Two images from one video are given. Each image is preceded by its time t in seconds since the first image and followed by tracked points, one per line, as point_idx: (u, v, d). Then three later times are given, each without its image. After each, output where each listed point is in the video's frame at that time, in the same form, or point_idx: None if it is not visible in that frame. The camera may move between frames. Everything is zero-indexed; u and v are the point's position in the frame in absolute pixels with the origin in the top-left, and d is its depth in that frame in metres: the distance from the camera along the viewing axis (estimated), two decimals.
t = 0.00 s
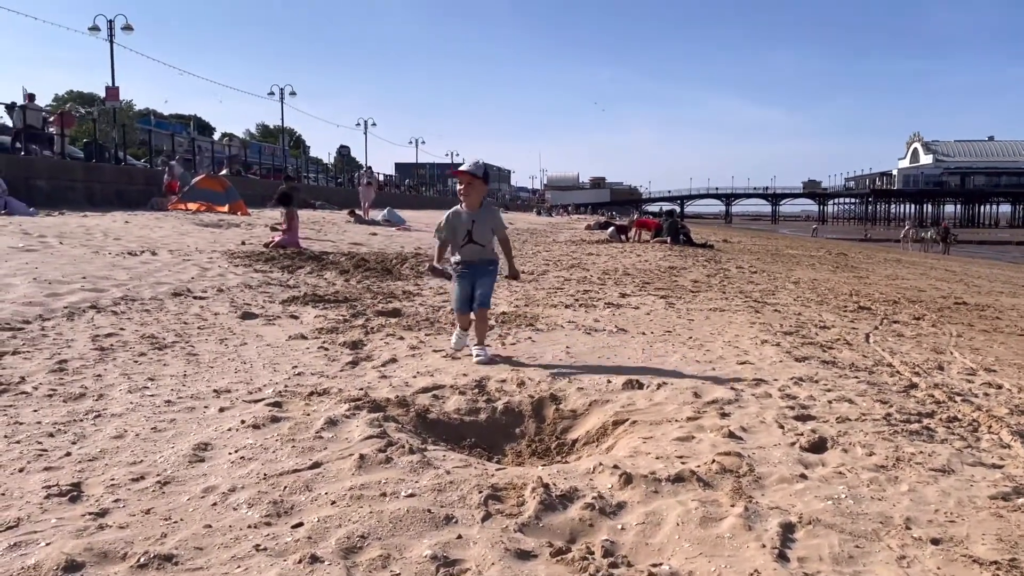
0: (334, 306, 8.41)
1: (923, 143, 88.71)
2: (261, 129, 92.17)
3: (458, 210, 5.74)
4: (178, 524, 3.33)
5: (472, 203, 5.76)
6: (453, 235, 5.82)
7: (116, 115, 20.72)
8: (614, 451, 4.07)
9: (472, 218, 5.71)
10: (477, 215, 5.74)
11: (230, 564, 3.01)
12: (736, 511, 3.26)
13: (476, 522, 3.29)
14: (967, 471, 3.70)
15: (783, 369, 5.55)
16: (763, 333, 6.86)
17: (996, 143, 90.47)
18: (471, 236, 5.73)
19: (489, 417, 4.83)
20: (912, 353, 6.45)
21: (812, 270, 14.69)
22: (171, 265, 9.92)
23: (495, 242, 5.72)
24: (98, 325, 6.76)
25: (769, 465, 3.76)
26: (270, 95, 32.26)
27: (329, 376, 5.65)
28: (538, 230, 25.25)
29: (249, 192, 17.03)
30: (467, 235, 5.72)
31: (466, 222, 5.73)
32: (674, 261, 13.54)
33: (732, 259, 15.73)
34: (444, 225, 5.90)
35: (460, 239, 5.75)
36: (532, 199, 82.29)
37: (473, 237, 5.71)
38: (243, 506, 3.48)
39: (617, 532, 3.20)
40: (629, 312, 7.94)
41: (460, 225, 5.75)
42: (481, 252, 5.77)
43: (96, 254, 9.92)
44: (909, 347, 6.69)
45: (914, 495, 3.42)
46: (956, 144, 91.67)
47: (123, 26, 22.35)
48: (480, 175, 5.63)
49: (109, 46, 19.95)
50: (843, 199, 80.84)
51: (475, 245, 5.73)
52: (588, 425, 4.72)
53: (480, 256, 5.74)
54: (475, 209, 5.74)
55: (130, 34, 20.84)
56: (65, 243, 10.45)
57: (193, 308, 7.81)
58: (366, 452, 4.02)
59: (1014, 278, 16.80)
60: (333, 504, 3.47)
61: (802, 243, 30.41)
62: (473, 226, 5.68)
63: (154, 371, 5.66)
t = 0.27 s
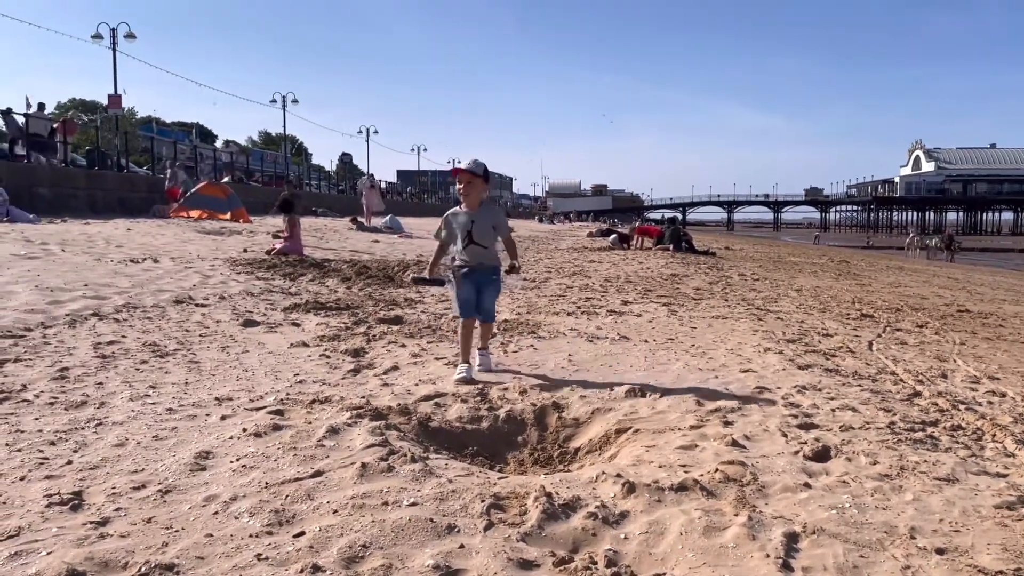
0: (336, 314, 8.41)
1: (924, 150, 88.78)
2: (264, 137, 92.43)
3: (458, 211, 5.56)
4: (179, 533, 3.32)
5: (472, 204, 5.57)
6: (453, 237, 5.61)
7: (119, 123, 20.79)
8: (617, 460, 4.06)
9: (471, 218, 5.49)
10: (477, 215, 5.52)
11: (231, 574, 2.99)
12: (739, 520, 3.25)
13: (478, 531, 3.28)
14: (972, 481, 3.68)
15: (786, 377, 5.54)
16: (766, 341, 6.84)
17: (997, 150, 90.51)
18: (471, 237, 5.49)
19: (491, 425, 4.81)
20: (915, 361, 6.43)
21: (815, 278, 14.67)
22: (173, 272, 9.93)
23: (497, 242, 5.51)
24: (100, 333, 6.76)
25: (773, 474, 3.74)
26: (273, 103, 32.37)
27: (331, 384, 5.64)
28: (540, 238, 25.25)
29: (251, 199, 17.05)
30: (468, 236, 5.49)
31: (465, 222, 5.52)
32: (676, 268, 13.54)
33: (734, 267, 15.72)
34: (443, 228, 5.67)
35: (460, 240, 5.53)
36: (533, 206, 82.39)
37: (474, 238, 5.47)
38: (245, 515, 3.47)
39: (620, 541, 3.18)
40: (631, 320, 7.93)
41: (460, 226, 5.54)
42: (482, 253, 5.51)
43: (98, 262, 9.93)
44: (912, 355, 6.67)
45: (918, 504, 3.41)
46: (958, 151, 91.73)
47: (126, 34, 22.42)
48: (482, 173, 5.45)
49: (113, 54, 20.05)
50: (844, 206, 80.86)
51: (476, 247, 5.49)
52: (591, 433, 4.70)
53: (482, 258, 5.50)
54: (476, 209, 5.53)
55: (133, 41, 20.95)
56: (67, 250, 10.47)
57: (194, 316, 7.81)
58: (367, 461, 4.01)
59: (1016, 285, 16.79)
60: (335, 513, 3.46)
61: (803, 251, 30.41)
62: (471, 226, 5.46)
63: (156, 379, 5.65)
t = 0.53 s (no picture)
0: (337, 319, 8.41)
1: (925, 155, 88.82)
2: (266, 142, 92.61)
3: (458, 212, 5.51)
4: (179, 538, 3.31)
5: (472, 205, 5.50)
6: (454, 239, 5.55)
7: (121, 128, 20.83)
8: (618, 465, 4.05)
9: (471, 219, 5.43)
10: (477, 217, 5.45)
11: None
12: (741, 525, 3.24)
13: (479, 536, 3.27)
14: (974, 486, 3.67)
15: (787, 382, 5.53)
16: (767, 346, 6.84)
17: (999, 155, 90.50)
18: (470, 238, 5.42)
19: (492, 430, 4.81)
20: (916, 366, 6.42)
21: (816, 283, 14.66)
22: (174, 277, 9.93)
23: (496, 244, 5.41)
24: (101, 338, 6.76)
25: (774, 478, 3.74)
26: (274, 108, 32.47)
27: (331, 389, 5.64)
28: (541, 243, 25.26)
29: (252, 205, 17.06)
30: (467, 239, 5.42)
31: (465, 224, 5.46)
32: (677, 273, 13.53)
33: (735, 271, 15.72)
34: (445, 232, 5.62)
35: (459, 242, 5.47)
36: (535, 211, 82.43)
37: (472, 240, 5.40)
38: (245, 521, 3.46)
39: (620, 546, 3.17)
40: (632, 324, 7.92)
41: (460, 228, 5.49)
42: (482, 256, 5.41)
43: (99, 267, 9.93)
44: (913, 360, 6.66)
45: (920, 510, 3.40)
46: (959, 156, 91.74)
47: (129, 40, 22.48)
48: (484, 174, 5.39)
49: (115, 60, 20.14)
50: (846, 210, 80.86)
51: (475, 249, 5.40)
52: (592, 438, 4.70)
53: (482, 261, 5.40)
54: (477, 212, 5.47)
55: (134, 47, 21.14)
56: (69, 255, 10.48)
57: (195, 321, 7.81)
58: (368, 466, 4.01)
59: (1018, 290, 16.76)
60: (335, 518, 3.45)
61: (805, 255, 30.40)
62: (471, 227, 5.39)
63: (157, 384, 5.65)
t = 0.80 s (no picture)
0: (336, 322, 8.42)
1: (926, 158, 88.84)
2: (266, 146, 92.72)
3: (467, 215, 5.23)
4: (176, 542, 3.31)
5: (482, 208, 5.23)
6: (462, 243, 5.26)
7: (121, 132, 20.87)
8: (616, 468, 4.05)
9: (482, 222, 5.16)
10: (488, 220, 5.20)
11: None
12: (738, 528, 3.23)
13: (476, 540, 3.26)
14: (972, 488, 3.67)
15: (786, 384, 5.52)
16: (766, 348, 6.84)
17: (999, 157, 90.50)
18: (482, 242, 5.16)
19: (491, 434, 4.80)
20: (916, 368, 6.42)
21: (816, 285, 14.66)
22: (174, 281, 9.94)
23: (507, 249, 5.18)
24: (100, 342, 6.77)
25: (772, 481, 3.73)
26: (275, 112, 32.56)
27: (330, 392, 5.63)
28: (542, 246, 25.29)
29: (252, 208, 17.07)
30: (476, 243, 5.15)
31: (476, 227, 5.18)
32: (677, 275, 13.54)
33: (736, 274, 15.73)
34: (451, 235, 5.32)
35: (469, 246, 5.18)
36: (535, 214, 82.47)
37: (483, 244, 5.14)
38: (242, 524, 3.46)
39: (618, 550, 3.17)
40: (631, 327, 7.92)
41: (470, 231, 5.20)
42: (492, 261, 5.17)
43: (99, 271, 9.94)
44: (913, 362, 6.65)
45: (918, 512, 3.39)
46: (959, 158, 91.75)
47: (129, 44, 22.51)
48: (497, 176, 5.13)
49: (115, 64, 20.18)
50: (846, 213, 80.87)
51: (486, 254, 5.14)
52: (591, 441, 4.69)
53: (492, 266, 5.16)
54: (487, 215, 5.21)
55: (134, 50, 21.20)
56: (69, 259, 10.49)
57: (195, 325, 7.81)
58: (366, 469, 4.00)
59: (1018, 292, 16.75)
60: (333, 522, 3.45)
61: (805, 258, 30.41)
62: (483, 231, 5.13)
63: (156, 388, 5.65)
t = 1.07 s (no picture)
0: (335, 323, 8.40)
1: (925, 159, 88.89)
2: (266, 148, 92.72)
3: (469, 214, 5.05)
4: (173, 544, 3.29)
5: (485, 206, 5.03)
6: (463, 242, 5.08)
7: (120, 134, 20.87)
8: (614, 469, 4.03)
9: (484, 221, 4.98)
10: (491, 219, 5.01)
11: None
12: (737, 529, 3.22)
13: (474, 541, 3.25)
14: (972, 488, 3.65)
15: (785, 385, 5.51)
16: (766, 349, 6.82)
17: (998, 158, 90.56)
18: (484, 242, 4.97)
19: (489, 435, 4.78)
20: (915, 369, 6.40)
21: (815, 286, 14.65)
22: (172, 283, 9.92)
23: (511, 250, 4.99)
24: (98, 343, 6.75)
25: (771, 482, 3.72)
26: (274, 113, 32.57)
27: (328, 393, 5.62)
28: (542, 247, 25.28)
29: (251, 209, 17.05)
30: (479, 242, 4.96)
31: (478, 226, 4.99)
32: (676, 276, 13.53)
33: (735, 275, 15.72)
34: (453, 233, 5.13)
35: (471, 245, 5.00)
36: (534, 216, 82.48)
37: (486, 244, 4.95)
38: (239, 526, 3.44)
39: (616, 551, 3.15)
40: (630, 328, 7.91)
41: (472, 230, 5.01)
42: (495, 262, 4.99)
43: (97, 273, 9.93)
44: (912, 363, 6.64)
45: (917, 512, 3.37)
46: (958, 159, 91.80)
47: (128, 45, 22.50)
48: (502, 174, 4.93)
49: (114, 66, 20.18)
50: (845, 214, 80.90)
51: (489, 254, 4.96)
52: (590, 442, 4.68)
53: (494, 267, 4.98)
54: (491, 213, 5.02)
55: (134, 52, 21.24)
56: (67, 261, 10.47)
57: (193, 326, 7.79)
58: (363, 470, 3.98)
59: (1017, 293, 16.75)
60: (330, 523, 3.43)
61: (805, 259, 30.42)
62: (485, 230, 4.94)
63: (153, 389, 5.63)
